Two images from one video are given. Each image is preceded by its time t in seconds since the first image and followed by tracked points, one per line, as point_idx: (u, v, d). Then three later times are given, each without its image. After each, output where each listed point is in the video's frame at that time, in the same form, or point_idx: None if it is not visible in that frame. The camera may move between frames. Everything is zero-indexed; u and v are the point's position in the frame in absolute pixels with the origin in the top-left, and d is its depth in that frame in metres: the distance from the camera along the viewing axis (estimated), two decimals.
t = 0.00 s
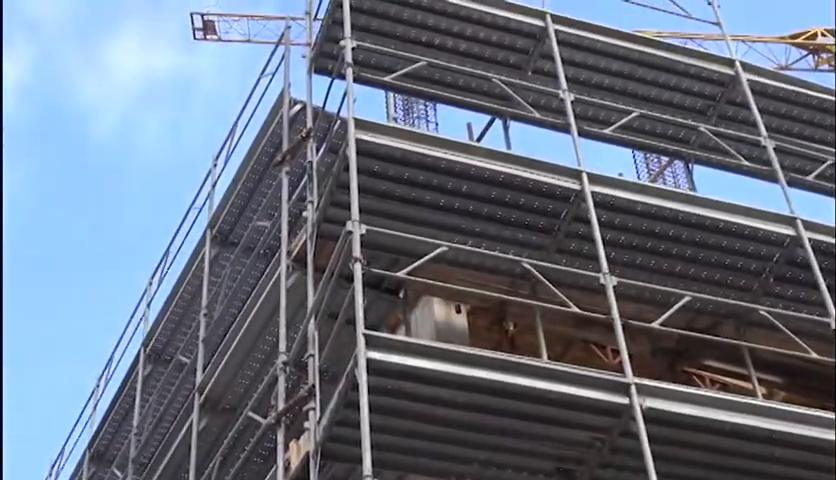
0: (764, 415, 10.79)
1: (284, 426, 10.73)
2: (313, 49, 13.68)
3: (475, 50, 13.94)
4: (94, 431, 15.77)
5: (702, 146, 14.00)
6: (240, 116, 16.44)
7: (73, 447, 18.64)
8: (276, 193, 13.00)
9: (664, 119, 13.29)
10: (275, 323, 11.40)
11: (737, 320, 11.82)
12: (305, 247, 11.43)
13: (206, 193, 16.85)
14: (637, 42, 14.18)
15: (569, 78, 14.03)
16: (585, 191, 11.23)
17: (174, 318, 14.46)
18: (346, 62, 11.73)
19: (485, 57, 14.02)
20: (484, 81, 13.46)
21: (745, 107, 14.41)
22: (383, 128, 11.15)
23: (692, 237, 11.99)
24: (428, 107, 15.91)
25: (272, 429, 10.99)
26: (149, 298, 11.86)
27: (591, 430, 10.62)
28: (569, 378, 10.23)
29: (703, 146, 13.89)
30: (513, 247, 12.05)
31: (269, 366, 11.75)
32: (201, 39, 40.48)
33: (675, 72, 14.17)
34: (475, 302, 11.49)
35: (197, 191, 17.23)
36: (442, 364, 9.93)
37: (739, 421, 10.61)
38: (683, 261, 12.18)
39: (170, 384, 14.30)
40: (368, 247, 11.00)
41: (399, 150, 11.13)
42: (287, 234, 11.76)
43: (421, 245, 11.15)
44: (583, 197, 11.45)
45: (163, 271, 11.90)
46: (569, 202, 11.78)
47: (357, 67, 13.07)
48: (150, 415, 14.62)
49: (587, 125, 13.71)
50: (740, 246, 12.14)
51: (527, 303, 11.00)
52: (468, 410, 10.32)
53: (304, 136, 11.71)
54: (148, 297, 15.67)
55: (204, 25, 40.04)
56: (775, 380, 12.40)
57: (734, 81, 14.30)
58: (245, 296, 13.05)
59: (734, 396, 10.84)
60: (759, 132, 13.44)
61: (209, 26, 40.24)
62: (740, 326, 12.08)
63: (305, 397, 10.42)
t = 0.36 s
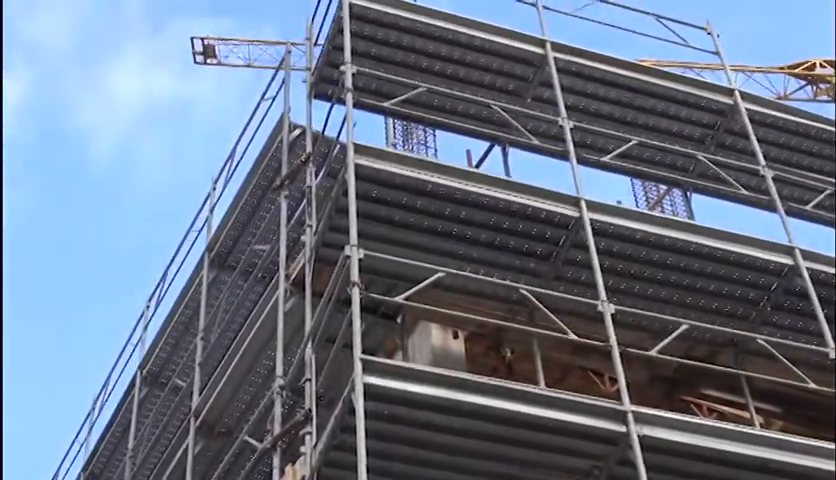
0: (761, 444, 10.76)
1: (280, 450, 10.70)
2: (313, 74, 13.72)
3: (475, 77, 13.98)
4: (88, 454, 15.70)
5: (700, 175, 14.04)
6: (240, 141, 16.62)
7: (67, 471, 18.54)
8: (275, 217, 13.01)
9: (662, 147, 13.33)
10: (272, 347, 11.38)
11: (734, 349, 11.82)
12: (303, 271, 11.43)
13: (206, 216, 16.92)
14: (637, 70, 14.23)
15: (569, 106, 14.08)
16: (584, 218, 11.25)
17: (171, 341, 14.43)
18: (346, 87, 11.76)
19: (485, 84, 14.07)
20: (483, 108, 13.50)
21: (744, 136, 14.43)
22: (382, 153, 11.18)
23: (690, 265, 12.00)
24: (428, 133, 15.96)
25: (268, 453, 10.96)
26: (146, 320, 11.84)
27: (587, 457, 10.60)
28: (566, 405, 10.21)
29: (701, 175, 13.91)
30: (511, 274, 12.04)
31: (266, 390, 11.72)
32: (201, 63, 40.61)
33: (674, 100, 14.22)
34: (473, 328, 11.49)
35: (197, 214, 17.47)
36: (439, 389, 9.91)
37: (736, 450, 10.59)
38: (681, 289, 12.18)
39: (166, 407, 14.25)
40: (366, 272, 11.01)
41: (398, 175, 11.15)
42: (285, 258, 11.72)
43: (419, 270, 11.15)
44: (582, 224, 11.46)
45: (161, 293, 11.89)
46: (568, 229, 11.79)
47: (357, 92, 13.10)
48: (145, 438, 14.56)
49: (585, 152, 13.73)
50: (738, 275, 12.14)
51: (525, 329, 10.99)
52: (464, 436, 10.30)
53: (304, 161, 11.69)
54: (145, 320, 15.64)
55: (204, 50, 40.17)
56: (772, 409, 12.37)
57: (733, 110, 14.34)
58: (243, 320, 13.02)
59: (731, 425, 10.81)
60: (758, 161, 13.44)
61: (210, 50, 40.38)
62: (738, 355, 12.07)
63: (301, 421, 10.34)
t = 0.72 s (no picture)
0: (750, 462, 10.77)
1: (269, 463, 10.68)
2: (307, 87, 13.74)
3: (469, 92, 14.01)
4: (76, 465, 15.66)
5: (692, 192, 14.03)
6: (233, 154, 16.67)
7: None
8: (266, 230, 13.01)
9: (654, 164, 13.36)
10: (262, 359, 11.37)
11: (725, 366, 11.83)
12: (295, 284, 11.43)
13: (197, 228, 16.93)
14: (629, 87, 14.28)
15: (561, 122, 14.11)
16: (576, 234, 11.26)
17: (161, 353, 14.41)
18: (340, 101, 11.78)
19: (479, 99, 14.10)
20: (476, 123, 13.52)
21: (735, 154, 14.47)
22: (375, 167, 11.19)
23: (681, 282, 12.01)
24: (420, 147, 15.98)
25: (257, 466, 10.93)
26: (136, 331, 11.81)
27: (577, 473, 10.61)
28: (555, 420, 10.21)
29: (693, 192, 13.92)
30: (503, 289, 12.05)
31: (255, 402, 11.69)
32: (194, 76, 40.64)
33: (666, 118, 14.26)
34: (463, 343, 11.50)
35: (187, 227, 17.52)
36: (429, 403, 9.91)
37: (725, 467, 10.59)
38: (672, 306, 12.19)
39: (155, 419, 14.20)
40: (357, 286, 11.01)
41: (390, 189, 11.16)
42: (276, 271, 11.70)
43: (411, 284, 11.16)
44: (574, 239, 11.47)
45: (151, 304, 11.87)
46: (560, 245, 11.80)
47: (350, 106, 13.12)
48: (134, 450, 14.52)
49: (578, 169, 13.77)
50: (729, 292, 12.15)
51: (516, 344, 10.99)
52: (453, 451, 10.30)
53: (297, 174, 11.68)
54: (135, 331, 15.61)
55: (198, 62, 40.22)
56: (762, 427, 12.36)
57: (725, 128, 14.37)
58: (233, 332, 13.00)
59: (720, 441, 10.82)
60: (749, 178, 13.46)
61: (204, 63, 40.44)
62: (727, 373, 12.08)
63: (291, 434, 10.33)
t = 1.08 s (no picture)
0: (745, 458, 10.79)
1: (264, 457, 10.68)
2: (304, 81, 13.72)
3: (466, 88, 14.00)
4: (70, 458, 15.64)
5: (688, 190, 14.04)
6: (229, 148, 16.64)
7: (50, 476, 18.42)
8: (263, 224, 13.00)
9: (651, 161, 13.37)
10: (258, 353, 11.35)
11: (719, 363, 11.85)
12: (290, 278, 11.42)
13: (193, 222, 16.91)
14: (626, 84, 14.27)
15: (558, 118, 14.11)
16: (572, 230, 11.27)
17: (156, 347, 14.39)
18: (337, 95, 11.76)
19: (476, 95, 14.08)
20: (473, 119, 13.52)
21: (732, 151, 14.48)
22: (371, 162, 11.18)
23: (677, 278, 12.02)
24: (417, 142, 15.96)
25: (252, 460, 10.93)
26: (131, 325, 11.78)
27: (571, 468, 10.63)
28: (550, 416, 10.22)
29: (689, 189, 13.91)
30: (498, 284, 12.05)
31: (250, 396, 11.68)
32: (191, 70, 40.57)
33: (663, 114, 14.27)
34: (459, 338, 11.50)
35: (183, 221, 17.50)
36: (424, 398, 9.92)
37: (719, 464, 10.61)
38: (667, 303, 12.20)
39: (150, 413, 14.18)
40: (352, 280, 11.02)
41: (387, 184, 11.15)
42: (272, 265, 11.69)
43: (407, 279, 11.16)
44: (569, 235, 11.48)
45: (146, 297, 11.85)
46: (555, 241, 11.81)
47: (347, 101, 13.10)
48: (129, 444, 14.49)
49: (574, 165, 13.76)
50: (724, 289, 12.17)
51: (511, 340, 11.00)
52: (448, 446, 10.32)
53: (293, 168, 11.66)
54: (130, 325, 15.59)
55: (195, 56, 40.17)
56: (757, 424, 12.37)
57: (721, 125, 14.38)
58: (229, 326, 12.99)
59: (715, 438, 10.84)
60: (745, 176, 13.47)
61: (201, 56, 40.38)
62: (722, 370, 12.09)
63: (286, 428, 10.34)
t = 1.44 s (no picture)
0: (742, 446, 10.82)
1: (262, 445, 10.71)
2: (300, 71, 13.71)
3: (462, 77, 13.99)
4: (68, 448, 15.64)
5: (686, 178, 14.02)
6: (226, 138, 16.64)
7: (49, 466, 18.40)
8: (260, 214, 13.00)
9: (648, 150, 13.36)
10: (255, 342, 11.36)
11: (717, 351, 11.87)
12: (288, 267, 11.43)
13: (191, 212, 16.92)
14: (623, 73, 14.27)
15: (555, 107, 14.11)
16: (569, 219, 11.28)
17: (153, 337, 14.40)
18: (333, 85, 11.75)
19: (473, 84, 14.07)
20: (470, 108, 13.51)
21: (729, 140, 14.47)
22: (368, 151, 11.18)
23: (674, 267, 12.03)
24: (414, 132, 15.95)
25: (250, 449, 10.94)
26: (128, 314, 11.78)
27: (569, 456, 10.67)
28: (548, 404, 10.24)
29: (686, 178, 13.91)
30: (496, 273, 12.07)
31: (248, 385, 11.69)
32: (188, 60, 40.49)
33: (660, 103, 14.27)
34: (456, 327, 11.51)
35: (181, 211, 17.50)
36: (422, 387, 9.94)
37: (716, 451, 10.64)
38: (664, 291, 12.21)
39: (148, 402, 14.19)
40: (350, 269, 11.03)
41: (384, 173, 11.15)
42: (270, 254, 11.69)
43: (404, 268, 11.18)
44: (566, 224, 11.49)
45: (144, 287, 11.85)
46: (553, 229, 11.82)
47: (344, 90, 13.09)
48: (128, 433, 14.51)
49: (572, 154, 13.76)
50: (721, 278, 12.17)
51: (509, 329, 11.01)
52: (447, 434, 10.34)
53: (290, 157, 11.66)
54: (127, 314, 15.59)
55: (192, 46, 40.12)
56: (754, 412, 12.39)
57: (718, 114, 14.38)
58: (226, 316, 13.00)
59: (712, 426, 10.86)
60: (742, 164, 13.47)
61: (197, 46, 40.34)
62: (720, 358, 12.11)
63: (283, 417, 10.32)
